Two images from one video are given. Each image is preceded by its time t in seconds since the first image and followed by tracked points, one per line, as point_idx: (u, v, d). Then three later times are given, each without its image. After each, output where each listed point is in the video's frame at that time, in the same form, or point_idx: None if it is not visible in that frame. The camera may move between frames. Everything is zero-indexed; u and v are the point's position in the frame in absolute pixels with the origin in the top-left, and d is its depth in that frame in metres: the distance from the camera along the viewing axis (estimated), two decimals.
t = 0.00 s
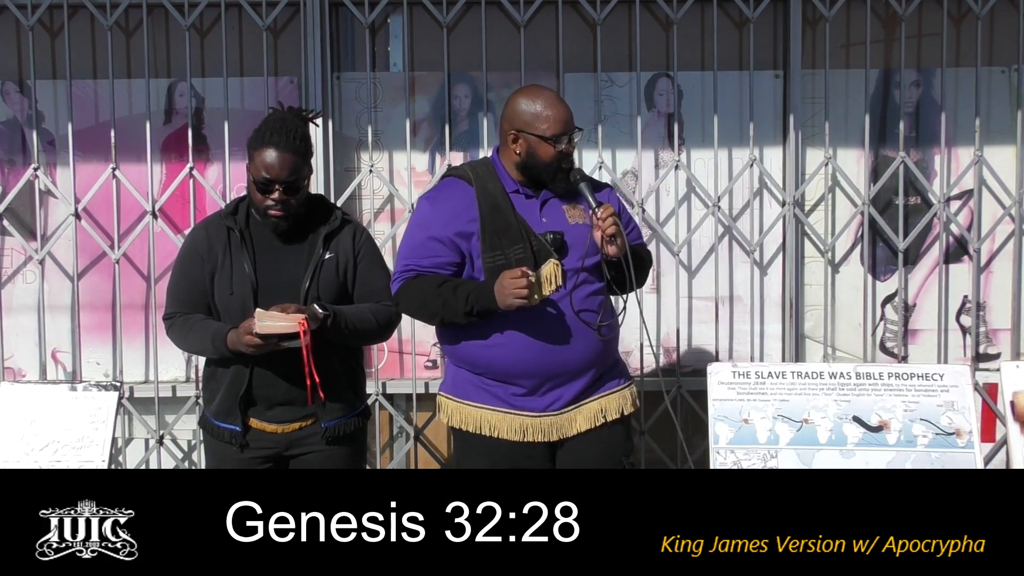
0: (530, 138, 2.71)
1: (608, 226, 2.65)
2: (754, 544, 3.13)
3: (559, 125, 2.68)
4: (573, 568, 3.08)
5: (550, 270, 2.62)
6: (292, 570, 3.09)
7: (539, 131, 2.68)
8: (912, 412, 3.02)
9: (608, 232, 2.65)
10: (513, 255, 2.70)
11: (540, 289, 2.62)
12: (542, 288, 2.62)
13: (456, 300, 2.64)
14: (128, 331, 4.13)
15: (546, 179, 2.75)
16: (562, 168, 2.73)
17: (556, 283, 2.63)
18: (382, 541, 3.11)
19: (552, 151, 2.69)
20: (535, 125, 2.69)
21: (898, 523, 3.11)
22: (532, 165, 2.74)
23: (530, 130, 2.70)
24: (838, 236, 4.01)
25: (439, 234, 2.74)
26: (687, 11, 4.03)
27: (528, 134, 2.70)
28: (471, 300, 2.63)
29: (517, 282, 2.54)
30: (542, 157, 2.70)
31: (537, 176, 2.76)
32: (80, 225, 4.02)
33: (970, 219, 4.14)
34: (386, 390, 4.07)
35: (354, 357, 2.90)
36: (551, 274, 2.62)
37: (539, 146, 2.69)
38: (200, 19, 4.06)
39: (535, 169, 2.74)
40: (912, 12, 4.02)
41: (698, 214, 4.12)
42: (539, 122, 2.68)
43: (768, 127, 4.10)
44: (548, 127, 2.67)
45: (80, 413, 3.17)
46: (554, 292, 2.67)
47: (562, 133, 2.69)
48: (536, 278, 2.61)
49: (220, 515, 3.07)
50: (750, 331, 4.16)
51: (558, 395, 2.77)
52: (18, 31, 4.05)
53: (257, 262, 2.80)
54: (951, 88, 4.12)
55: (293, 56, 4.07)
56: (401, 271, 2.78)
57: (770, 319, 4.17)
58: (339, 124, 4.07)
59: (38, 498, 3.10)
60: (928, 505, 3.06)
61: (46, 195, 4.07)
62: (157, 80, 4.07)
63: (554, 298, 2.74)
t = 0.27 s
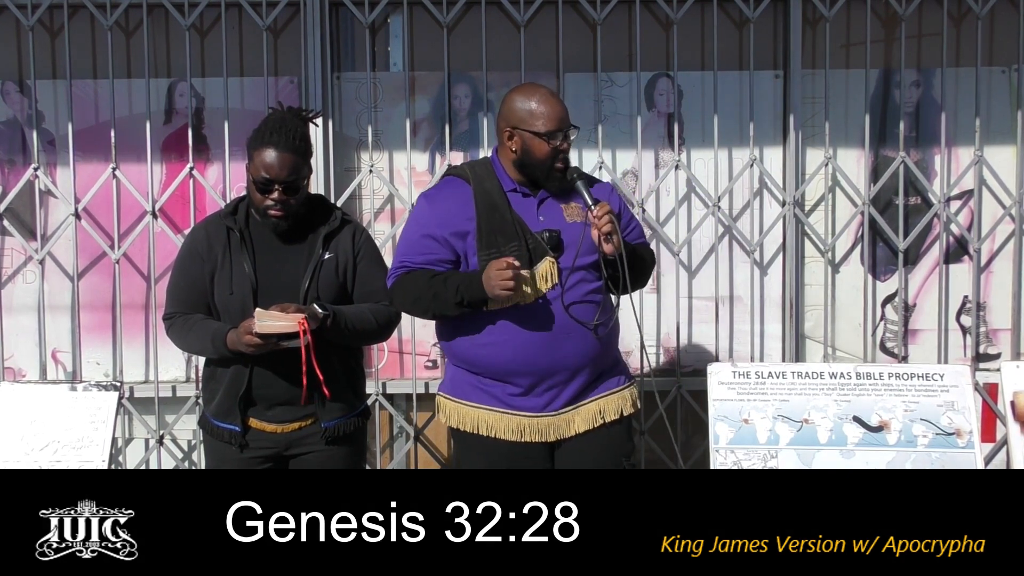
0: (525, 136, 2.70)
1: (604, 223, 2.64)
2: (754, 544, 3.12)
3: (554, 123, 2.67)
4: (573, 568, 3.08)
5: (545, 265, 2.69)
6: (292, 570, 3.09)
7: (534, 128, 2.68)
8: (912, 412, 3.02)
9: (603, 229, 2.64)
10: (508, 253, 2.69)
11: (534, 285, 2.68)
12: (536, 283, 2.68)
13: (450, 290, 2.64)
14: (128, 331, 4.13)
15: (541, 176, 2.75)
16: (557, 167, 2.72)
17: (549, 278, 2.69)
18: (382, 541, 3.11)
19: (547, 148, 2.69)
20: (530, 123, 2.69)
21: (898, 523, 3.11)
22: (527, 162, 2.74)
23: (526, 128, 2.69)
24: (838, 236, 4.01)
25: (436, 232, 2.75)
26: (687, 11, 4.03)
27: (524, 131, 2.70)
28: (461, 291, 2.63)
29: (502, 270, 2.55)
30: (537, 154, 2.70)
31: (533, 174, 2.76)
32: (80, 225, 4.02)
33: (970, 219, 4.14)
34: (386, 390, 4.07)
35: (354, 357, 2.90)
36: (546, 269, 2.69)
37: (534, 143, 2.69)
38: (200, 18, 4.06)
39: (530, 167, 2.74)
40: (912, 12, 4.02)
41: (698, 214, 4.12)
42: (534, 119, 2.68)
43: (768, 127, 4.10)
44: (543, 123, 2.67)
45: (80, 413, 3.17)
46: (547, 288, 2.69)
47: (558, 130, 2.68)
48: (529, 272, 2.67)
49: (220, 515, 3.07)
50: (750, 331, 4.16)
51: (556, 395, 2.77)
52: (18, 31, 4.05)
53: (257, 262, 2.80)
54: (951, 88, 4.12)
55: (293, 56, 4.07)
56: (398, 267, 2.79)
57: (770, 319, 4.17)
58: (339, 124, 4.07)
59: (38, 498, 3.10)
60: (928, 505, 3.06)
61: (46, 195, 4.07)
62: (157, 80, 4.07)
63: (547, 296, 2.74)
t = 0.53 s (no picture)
0: (515, 131, 2.70)
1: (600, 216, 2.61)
2: (753, 544, 3.13)
3: (543, 115, 2.67)
4: (573, 568, 3.08)
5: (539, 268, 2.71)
6: (292, 570, 3.09)
7: (525, 122, 2.67)
8: (912, 412, 3.02)
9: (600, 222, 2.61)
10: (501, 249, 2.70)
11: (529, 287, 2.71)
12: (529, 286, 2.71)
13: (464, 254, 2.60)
14: (129, 331, 4.13)
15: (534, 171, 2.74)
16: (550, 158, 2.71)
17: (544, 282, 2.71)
18: (382, 541, 3.11)
19: (538, 141, 2.68)
20: (519, 118, 2.68)
21: (898, 523, 3.11)
22: (520, 158, 2.72)
23: (516, 123, 2.69)
24: (838, 236, 4.01)
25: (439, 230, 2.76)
26: (687, 11, 4.03)
27: (514, 126, 2.70)
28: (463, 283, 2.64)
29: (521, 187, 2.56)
30: (529, 148, 2.69)
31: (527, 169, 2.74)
32: (80, 225, 4.02)
33: (970, 219, 4.14)
34: (386, 390, 4.07)
35: (353, 357, 2.90)
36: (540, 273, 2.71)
37: (525, 137, 2.68)
38: (200, 18, 4.06)
39: (523, 163, 2.73)
40: (912, 12, 4.02)
41: (698, 214, 4.12)
42: (522, 113, 2.67)
43: (768, 127, 4.10)
44: (532, 117, 2.66)
45: (80, 413, 3.17)
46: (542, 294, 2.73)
47: (548, 122, 2.67)
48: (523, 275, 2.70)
49: (220, 515, 3.07)
50: (750, 331, 4.16)
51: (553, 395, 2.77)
52: (18, 31, 4.06)
53: (257, 262, 2.80)
54: (950, 87, 4.12)
55: (292, 56, 4.07)
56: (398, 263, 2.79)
57: (770, 319, 4.17)
58: (339, 124, 4.07)
59: (38, 498, 3.10)
60: (928, 505, 3.06)
61: (46, 195, 4.07)
62: (157, 80, 4.07)
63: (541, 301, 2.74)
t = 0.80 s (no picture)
0: (538, 131, 2.71)
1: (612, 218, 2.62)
2: (754, 544, 3.13)
3: (566, 116, 2.68)
4: (573, 568, 3.08)
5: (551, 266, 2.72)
6: (292, 570, 3.09)
7: (547, 122, 2.68)
8: (912, 412, 3.02)
9: (611, 223, 2.62)
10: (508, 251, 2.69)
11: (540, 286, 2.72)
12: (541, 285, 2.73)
13: (483, 248, 2.64)
14: (129, 331, 4.14)
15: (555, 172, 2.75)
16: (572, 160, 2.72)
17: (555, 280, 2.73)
18: (382, 541, 3.11)
19: (560, 142, 2.69)
20: (542, 118, 2.69)
21: (898, 523, 3.11)
22: (541, 158, 2.74)
23: (538, 123, 2.70)
24: (838, 236, 4.01)
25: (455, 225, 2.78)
26: (687, 11, 4.03)
27: (536, 127, 2.71)
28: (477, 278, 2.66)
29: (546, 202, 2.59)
30: (551, 149, 2.70)
31: (548, 170, 2.76)
32: (80, 225, 4.02)
33: (970, 219, 4.14)
34: (386, 390, 4.07)
35: (353, 356, 2.90)
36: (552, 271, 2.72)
37: (547, 138, 2.69)
38: (200, 19, 4.06)
39: (545, 163, 2.74)
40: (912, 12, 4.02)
41: (698, 214, 4.12)
42: (545, 114, 2.68)
43: (768, 127, 4.10)
44: (556, 117, 2.67)
45: (80, 413, 3.17)
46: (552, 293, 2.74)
47: (571, 123, 2.68)
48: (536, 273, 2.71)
49: (220, 515, 3.07)
50: (750, 331, 4.16)
51: (561, 399, 2.76)
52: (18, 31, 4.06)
53: (256, 262, 2.80)
54: (951, 87, 4.12)
55: (292, 56, 4.07)
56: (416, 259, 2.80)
57: (770, 319, 4.17)
58: (339, 124, 4.07)
59: (38, 498, 3.10)
60: (928, 505, 3.06)
61: (46, 195, 4.07)
62: (157, 80, 4.07)
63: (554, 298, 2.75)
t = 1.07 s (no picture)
0: (571, 130, 2.73)
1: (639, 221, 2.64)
2: (754, 544, 3.12)
3: (600, 117, 2.70)
4: (573, 568, 3.08)
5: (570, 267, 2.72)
6: (292, 570, 3.09)
7: (580, 122, 2.71)
8: (912, 412, 3.02)
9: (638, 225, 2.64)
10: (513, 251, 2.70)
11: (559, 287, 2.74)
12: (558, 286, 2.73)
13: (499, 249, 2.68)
14: (128, 331, 4.13)
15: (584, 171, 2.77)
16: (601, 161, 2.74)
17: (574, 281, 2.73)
18: (382, 541, 3.10)
19: (592, 142, 2.71)
20: (576, 117, 2.72)
21: (898, 523, 3.11)
22: (571, 157, 2.76)
23: (572, 122, 2.72)
24: (837, 236, 4.01)
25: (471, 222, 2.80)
26: (687, 11, 4.03)
27: (570, 125, 2.73)
28: (500, 278, 2.67)
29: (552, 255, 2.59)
30: (582, 149, 2.72)
31: (577, 169, 2.78)
32: (81, 225, 4.02)
33: (970, 219, 4.14)
34: (386, 391, 4.06)
35: (354, 356, 2.90)
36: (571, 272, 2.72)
37: (579, 137, 2.72)
38: (200, 18, 4.06)
39: (574, 162, 2.76)
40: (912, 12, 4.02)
41: (698, 214, 4.12)
42: (579, 113, 2.71)
43: (768, 127, 4.10)
44: (589, 117, 2.70)
45: (79, 413, 3.17)
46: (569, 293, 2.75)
47: (605, 125, 2.71)
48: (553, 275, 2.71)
49: (220, 515, 3.07)
50: (750, 331, 4.16)
51: (575, 402, 2.76)
52: (18, 31, 4.05)
53: (256, 262, 2.80)
54: (951, 87, 4.12)
55: (293, 56, 4.07)
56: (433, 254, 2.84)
57: (770, 319, 4.17)
58: (339, 124, 4.07)
59: (38, 498, 3.10)
60: (928, 505, 3.06)
61: (46, 195, 4.07)
62: (157, 80, 4.07)
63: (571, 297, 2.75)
